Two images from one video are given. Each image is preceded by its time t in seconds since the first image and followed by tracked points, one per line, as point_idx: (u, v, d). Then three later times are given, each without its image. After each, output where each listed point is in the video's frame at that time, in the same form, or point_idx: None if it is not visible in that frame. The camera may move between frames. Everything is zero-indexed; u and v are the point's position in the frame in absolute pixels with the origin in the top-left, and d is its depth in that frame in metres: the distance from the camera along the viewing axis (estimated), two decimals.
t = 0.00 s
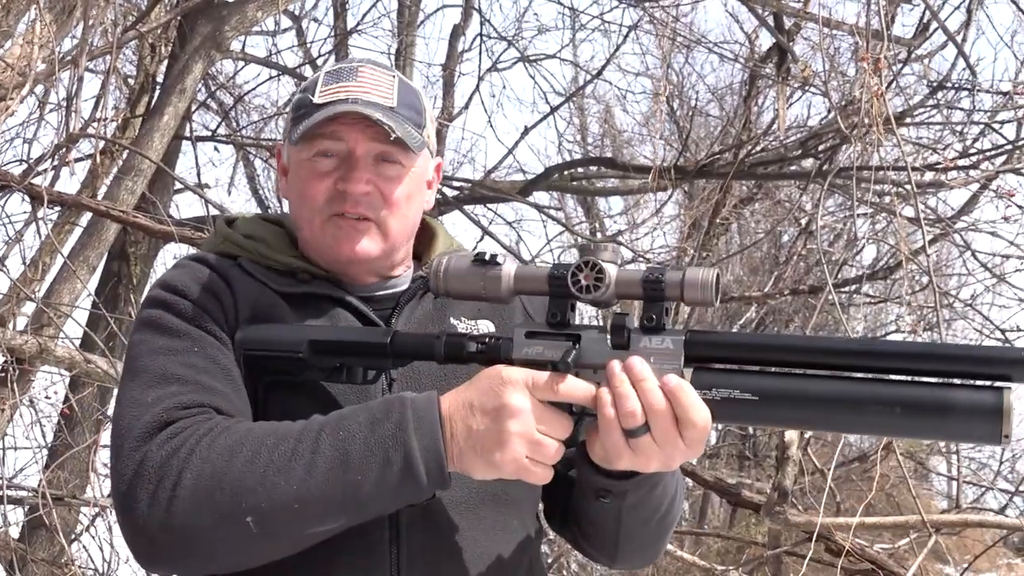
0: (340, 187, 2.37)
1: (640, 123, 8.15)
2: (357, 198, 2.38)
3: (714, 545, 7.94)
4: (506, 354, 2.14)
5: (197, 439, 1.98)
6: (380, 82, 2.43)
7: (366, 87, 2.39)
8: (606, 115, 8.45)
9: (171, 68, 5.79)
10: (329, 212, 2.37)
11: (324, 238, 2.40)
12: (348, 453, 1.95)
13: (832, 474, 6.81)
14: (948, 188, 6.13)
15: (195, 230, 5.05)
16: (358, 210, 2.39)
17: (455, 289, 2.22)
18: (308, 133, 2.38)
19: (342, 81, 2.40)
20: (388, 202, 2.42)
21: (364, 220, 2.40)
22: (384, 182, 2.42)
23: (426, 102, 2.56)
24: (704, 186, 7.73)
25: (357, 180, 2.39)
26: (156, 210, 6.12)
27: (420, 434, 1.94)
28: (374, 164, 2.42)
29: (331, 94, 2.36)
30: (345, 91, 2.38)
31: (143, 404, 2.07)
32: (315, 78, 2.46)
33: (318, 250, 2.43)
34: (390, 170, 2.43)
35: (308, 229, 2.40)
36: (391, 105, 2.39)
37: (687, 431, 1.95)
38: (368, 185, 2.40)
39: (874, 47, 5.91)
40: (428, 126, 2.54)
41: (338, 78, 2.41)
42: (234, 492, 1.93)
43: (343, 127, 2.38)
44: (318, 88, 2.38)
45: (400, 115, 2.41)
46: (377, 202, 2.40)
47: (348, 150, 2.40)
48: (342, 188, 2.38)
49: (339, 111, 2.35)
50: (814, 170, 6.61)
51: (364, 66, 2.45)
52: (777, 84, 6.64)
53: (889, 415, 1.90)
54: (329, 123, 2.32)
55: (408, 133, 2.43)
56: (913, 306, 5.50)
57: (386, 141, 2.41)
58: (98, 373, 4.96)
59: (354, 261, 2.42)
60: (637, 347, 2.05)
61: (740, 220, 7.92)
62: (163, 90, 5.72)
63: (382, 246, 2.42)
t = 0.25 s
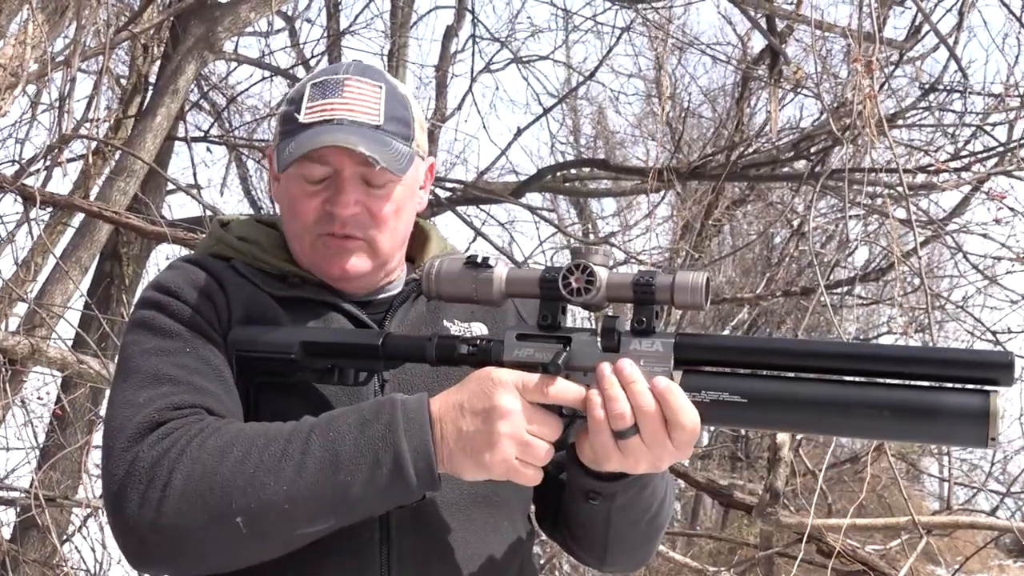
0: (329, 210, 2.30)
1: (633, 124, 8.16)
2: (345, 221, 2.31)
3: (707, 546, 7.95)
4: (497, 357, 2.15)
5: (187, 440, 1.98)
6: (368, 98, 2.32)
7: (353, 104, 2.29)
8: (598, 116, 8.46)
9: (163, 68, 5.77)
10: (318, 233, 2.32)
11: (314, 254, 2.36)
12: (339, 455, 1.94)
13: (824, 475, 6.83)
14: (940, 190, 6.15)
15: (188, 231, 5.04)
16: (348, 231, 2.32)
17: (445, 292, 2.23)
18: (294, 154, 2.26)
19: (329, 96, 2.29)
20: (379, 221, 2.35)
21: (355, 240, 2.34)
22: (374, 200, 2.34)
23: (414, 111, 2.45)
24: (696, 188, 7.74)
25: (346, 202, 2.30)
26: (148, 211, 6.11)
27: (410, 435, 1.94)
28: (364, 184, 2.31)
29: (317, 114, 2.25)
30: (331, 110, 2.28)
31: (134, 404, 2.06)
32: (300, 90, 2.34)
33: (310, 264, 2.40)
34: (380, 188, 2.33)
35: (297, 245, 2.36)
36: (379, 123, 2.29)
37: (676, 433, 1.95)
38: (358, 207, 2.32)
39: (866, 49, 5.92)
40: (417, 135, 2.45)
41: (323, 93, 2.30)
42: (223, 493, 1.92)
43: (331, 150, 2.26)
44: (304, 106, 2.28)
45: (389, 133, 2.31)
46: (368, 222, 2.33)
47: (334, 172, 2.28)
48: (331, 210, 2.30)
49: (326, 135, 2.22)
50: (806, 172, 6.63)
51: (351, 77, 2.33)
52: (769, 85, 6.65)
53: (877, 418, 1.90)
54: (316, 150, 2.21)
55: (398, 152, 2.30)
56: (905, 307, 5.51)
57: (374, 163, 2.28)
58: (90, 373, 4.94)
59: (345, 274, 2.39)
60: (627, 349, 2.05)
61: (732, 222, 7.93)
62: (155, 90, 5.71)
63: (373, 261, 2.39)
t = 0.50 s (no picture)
0: (318, 221, 2.29)
1: (627, 125, 8.17)
2: (334, 231, 2.30)
3: (700, 547, 7.96)
4: (487, 359, 2.15)
5: (176, 443, 1.97)
6: (353, 106, 2.31)
7: (338, 114, 2.28)
8: (592, 117, 8.46)
9: (157, 69, 5.76)
10: (308, 244, 2.31)
11: (304, 265, 2.35)
12: (328, 459, 1.94)
13: (817, 475, 6.84)
14: (933, 192, 6.17)
15: (181, 231, 5.02)
16: (338, 241, 2.32)
17: (437, 293, 2.23)
18: (280, 166, 2.25)
19: (313, 105, 2.28)
20: (368, 229, 2.35)
21: (344, 249, 2.33)
22: (362, 208, 2.33)
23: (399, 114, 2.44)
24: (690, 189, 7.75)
25: (334, 212, 2.30)
26: (141, 212, 6.09)
27: (400, 438, 1.94)
28: (351, 192, 2.31)
29: (302, 125, 2.25)
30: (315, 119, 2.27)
31: (122, 408, 2.06)
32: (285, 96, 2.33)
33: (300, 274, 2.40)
34: (367, 195, 2.33)
35: (286, 257, 2.36)
36: (364, 134, 2.29)
37: (666, 434, 1.95)
38: (346, 216, 2.31)
39: (859, 51, 5.94)
40: (404, 140, 2.44)
41: (308, 102, 2.29)
42: (212, 496, 1.92)
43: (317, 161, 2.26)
44: (290, 114, 2.27)
45: (375, 141, 2.31)
46: (357, 231, 2.33)
47: (321, 183, 2.28)
48: (320, 221, 2.30)
49: (312, 146, 2.22)
50: (799, 173, 6.65)
51: (337, 82, 2.31)
52: (763, 87, 6.66)
53: (866, 419, 1.91)
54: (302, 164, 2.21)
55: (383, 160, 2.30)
56: (898, 309, 5.53)
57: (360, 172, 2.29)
58: (83, 374, 4.93)
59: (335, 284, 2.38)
60: (617, 351, 2.06)
61: (725, 223, 7.95)
62: (148, 91, 5.69)
63: (363, 269, 2.38)
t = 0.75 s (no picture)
0: (335, 212, 2.29)
1: (629, 124, 8.17)
2: (349, 221, 2.30)
3: (702, 546, 7.95)
4: (485, 364, 2.14)
5: (168, 441, 1.98)
6: (363, 98, 2.33)
7: (350, 104, 2.29)
8: (594, 116, 8.46)
9: (159, 67, 5.76)
10: (324, 235, 2.30)
11: (320, 257, 2.34)
12: (319, 460, 1.94)
13: (819, 474, 6.84)
14: (935, 191, 6.16)
15: (183, 230, 5.03)
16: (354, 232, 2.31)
17: (435, 298, 2.27)
18: (295, 156, 2.25)
19: (325, 98, 2.29)
20: (384, 220, 2.34)
21: (361, 241, 2.33)
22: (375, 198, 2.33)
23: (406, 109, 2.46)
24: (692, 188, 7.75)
25: (351, 203, 2.30)
26: (143, 210, 6.10)
27: (394, 440, 1.94)
28: (367, 183, 2.31)
29: (316, 116, 2.25)
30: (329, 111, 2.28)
31: (115, 409, 2.07)
32: (292, 91, 2.33)
33: (311, 267, 2.38)
34: (382, 186, 2.33)
35: (300, 249, 2.34)
36: (378, 123, 2.30)
37: (662, 440, 1.95)
38: (362, 207, 2.31)
39: (861, 50, 5.94)
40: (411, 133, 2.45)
41: (320, 96, 2.30)
42: (204, 495, 1.93)
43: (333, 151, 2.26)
44: (302, 108, 2.27)
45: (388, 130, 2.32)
46: (373, 222, 2.33)
47: (336, 173, 2.28)
48: (336, 212, 2.30)
49: (328, 136, 2.22)
50: (801, 173, 6.65)
51: (344, 78, 2.33)
52: (765, 86, 6.66)
53: (862, 425, 1.91)
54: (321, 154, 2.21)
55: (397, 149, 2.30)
56: (900, 308, 5.53)
57: (375, 162, 2.29)
58: (86, 373, 4.94)
59: (351, 276, 2.38)
60: (615, 356, 2.05)
61: (727, 222, 7.94)
62: (150, 90, 5.70)
63: (379, 261, 2.38)
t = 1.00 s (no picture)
0: (404, 210, 2.29)
1: (644, 121, 8.17)
2: (417, 220, 2.30)
3: (720, 543, 7.94)
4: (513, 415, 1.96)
5: (93, 492, 1.88)
6: (427, 102, 2.36)
7: (418, 106, 2.32)
8: (609, 114, 8.46)
9: (176, 68, 5.80)
10: (390, 233, 2.29)
11: (381, 257, 2.31)
12: (223, 524, 1.74)
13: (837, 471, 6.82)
14: (953, 186, 6.12)
15: (201, 230, 5.05)
16: (419, 231, 2.31)
17: (460, 343, 1.94)
18: (370, 155, 2.24)
19: (393, 98, 2.30)
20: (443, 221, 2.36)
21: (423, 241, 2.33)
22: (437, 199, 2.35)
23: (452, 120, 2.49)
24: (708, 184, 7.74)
25: (420, 202, 2.30)
26: (161, 210, 6.13)
27: (287, 516, 1.70)
28: (431, 184, 2.33)
29: (392, 116, 2.26)
30: (399, 110, 2.30)
31: (72, 450, 2.01)
32: (353, 87, 2.32)
33: (367, 267, 2.35)
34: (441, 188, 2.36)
35: (362, 249, 2.31)
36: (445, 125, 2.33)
37: (691, 509, 1.86)
38: (429, 207, 2.31)
39: (877, 45, 5.91)
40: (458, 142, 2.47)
41: (387, 96, 2.30)
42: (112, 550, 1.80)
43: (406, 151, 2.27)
44: (371, 105, 2.28)
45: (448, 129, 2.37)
46: (436, 223, 2.34)
47: (405, 172, 2.28)
48: (405, 211, 2.29)
49: (405, 135, 2.23)
50: (818, 169, 6.63)
51: (405, 81, 2.36)
52: (781, 82, 6.64)
53: (890, 515, 1.84)
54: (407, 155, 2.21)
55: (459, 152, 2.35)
56: (918, 304, 5.50)
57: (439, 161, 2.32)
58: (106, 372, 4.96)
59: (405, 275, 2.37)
60: (650, 418, 1.89)
61: (744, 218, 7.92)
62: (168, 90, 5.74)
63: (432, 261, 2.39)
